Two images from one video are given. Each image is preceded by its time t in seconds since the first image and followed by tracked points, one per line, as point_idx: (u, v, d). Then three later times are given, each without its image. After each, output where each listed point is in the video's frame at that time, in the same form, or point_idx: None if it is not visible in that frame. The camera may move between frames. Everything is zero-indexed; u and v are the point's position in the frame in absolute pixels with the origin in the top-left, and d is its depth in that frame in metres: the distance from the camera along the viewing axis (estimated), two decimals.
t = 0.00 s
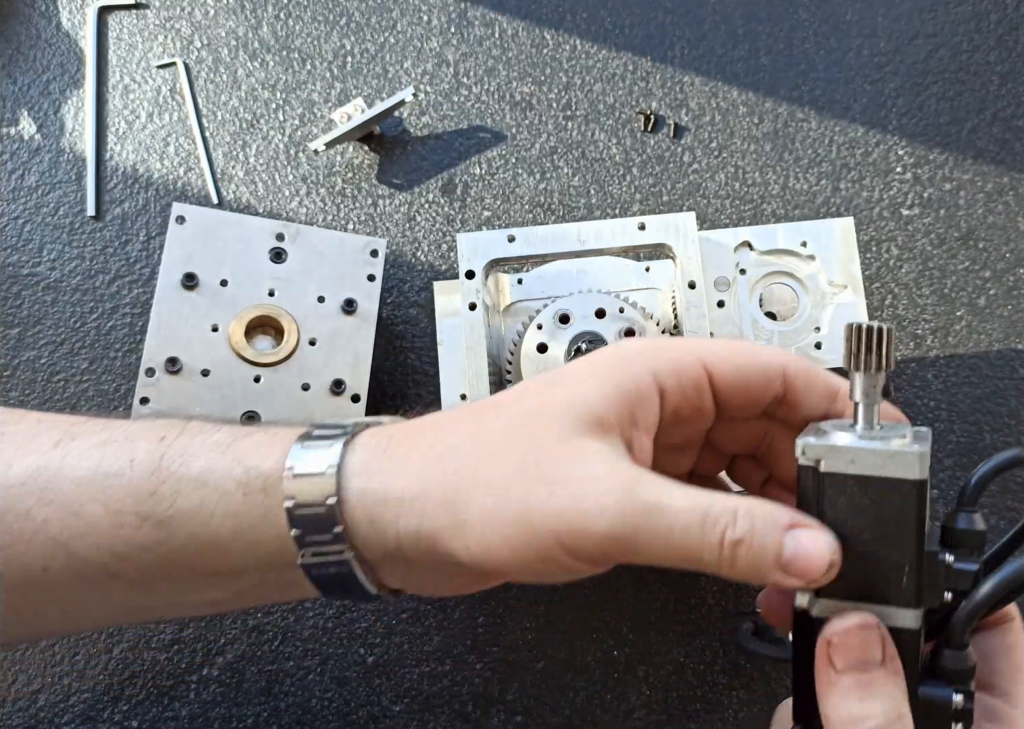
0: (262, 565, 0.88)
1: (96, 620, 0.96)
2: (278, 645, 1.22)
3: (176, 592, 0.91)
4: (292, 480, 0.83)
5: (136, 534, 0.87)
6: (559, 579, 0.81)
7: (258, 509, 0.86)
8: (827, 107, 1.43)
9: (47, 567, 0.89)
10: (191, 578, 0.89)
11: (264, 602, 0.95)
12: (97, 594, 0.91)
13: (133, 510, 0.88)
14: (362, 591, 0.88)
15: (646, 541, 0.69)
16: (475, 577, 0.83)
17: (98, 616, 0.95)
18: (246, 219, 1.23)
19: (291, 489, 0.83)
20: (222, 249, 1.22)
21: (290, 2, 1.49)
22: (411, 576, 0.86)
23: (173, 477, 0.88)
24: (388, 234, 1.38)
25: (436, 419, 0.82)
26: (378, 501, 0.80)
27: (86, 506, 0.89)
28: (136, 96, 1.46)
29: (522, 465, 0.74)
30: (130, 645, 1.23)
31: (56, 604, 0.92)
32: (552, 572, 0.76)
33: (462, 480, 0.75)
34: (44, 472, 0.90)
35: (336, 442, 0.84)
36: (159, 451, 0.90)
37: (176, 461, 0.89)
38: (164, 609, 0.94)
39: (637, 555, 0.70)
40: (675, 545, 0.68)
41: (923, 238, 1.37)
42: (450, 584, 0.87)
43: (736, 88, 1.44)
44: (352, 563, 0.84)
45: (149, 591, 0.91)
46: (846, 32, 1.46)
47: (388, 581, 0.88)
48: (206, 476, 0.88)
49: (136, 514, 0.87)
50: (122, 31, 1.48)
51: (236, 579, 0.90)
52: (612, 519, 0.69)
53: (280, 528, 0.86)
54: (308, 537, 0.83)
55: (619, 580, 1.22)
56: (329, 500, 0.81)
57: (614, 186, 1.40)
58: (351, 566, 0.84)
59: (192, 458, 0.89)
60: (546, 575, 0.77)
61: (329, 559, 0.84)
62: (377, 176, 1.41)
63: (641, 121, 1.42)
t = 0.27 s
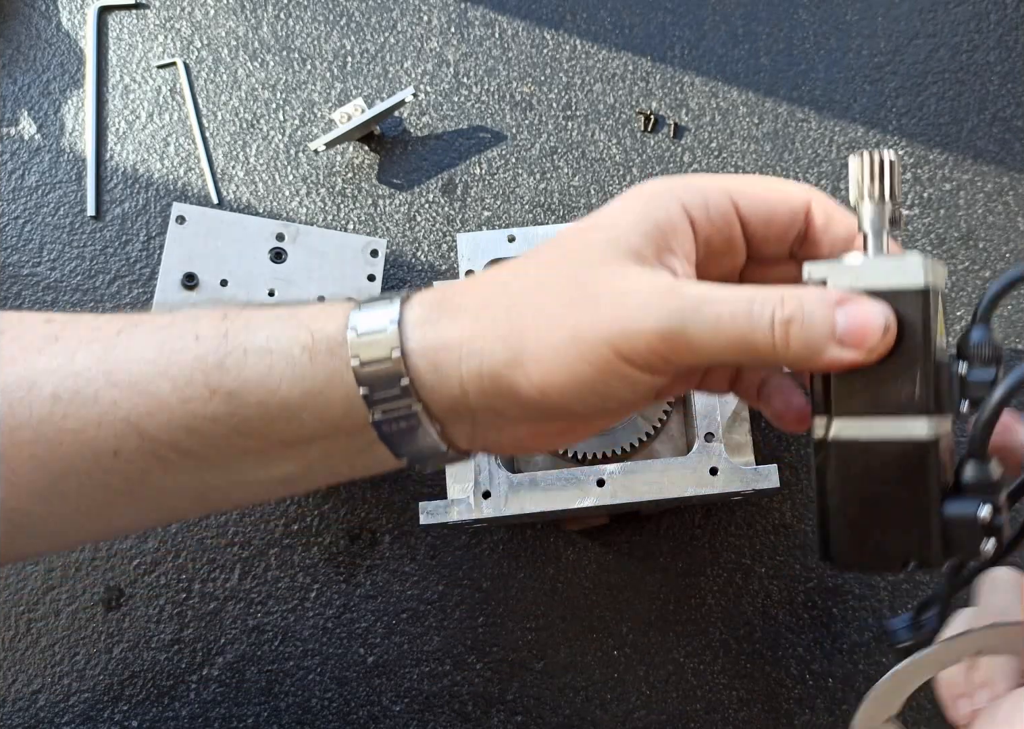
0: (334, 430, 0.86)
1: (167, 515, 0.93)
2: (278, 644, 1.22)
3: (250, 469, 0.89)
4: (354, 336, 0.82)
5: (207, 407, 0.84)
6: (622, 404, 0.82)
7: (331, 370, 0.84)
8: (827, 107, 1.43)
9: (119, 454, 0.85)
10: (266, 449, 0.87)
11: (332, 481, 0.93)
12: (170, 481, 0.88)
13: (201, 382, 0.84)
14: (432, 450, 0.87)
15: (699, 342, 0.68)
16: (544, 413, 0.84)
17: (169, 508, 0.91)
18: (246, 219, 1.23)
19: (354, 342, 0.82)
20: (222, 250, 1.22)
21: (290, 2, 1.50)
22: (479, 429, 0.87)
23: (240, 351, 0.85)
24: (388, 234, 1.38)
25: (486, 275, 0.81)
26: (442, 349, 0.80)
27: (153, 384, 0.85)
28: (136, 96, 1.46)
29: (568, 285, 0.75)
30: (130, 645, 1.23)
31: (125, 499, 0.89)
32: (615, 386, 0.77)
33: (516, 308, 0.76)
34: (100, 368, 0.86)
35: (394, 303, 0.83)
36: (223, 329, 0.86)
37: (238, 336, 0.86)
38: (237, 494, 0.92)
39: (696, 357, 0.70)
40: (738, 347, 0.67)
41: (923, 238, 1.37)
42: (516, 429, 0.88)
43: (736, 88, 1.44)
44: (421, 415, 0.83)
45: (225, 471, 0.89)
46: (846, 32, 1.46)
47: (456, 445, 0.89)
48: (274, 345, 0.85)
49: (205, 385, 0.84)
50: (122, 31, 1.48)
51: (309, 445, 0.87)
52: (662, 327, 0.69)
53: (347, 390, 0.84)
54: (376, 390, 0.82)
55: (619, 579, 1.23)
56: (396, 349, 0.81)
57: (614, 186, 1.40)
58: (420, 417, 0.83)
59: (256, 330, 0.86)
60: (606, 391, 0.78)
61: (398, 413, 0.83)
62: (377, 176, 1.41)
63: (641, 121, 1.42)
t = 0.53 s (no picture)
0: (331, 237, 0.80)
1: (168, 371, 0.86)
2: (278, 644, 1.22)
3: (252, 291, 0.82)
4: (317, 121, 0.75)
5: (193, 225, 0.78)
6: (598, 154, 0.80)
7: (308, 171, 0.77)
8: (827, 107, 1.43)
9: (109, 289, 0.79)
10: (263, 269, 0.81)
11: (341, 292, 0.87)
12: (168, 320, 0.81)
13: (184, 206, 0.79)
14: (426, 250, 0.82)
15: (671, 44, 0.68)
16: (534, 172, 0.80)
17: (170, 359, 0.84)
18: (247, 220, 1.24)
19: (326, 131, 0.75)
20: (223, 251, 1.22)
21: (290, 2, 1.50)
22: (474, 213, 0.83)
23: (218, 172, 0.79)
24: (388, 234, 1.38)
25: (438, 44, 0.77)
26: (410, 109, 0.75)
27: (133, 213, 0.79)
28: (136, 96, 1.46)
29: (528, 29, 0.72)
30: (131, 644, 1.23)
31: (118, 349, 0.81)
32: (603, 115, 0.74)
33: (479, 64, 0.73)
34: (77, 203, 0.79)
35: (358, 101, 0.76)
36: (193, 154, 0.80)
37: (213, 148, 0.80)
38: (244, 324, 0.85)
39: (662, 72, 0.70)
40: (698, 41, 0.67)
41: (923, 238, 1.37)
42: (513, 206, 0.84)
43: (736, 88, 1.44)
44: (405, 199, 0.77)
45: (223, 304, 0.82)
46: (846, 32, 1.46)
47: (455, 232, 0.84)
48: (255, 159, 0.78)
49: (183, 198, 0.78)
50: (122, 31, 1.48)
51: (311, 253, 0.81)
52: (629, 33, 0.69)
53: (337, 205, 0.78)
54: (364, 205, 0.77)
55: (619, 579, 1.23)
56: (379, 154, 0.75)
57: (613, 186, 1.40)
58: (406, 206, 0.78)
59: (231, 144, 0.79)
60: (594, 127, 0.75)
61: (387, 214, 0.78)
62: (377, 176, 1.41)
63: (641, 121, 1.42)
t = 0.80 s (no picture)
0: (289, 126, 0.77)
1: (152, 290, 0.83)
2: (278, 644, 1.22)
3: (221, 193, 0.79)
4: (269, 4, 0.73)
5: (151, 126, 0.76)
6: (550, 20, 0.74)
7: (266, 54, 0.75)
8: (827, 107, 1.43)
9: (78, 201, 0.76)
10: (227, 163, 0.78)
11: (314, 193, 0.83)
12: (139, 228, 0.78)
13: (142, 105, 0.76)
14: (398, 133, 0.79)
15: None
16: (485, 46, 0.76)
17: (149, 276, 0.81)
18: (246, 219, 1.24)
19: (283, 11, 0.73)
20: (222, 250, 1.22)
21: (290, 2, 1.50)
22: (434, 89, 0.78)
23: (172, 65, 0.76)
24: (388, 234, 1.38)
25: None
26: None
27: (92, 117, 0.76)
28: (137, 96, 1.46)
29: None
30: (131, 645, 1.23)
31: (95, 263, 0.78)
32: None
33: None
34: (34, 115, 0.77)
35: None
36: (146, 52, 0.77)
37: (165, 46, 0.77)
38: (221, 233, 0.82)
39: None
40: None
41: (922, 238, 1.37)
42: (470, 79, 0.79)
43: (736, 88, 1.44)
44: (362, 71, 0.74)
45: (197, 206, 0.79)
46: (846, 32, 1.46)
47: (417, 110, 0.79)
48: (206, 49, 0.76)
49: (141, 99, 0.76)
50: (122, 31, 1.48)
51: (276, 142, 0.78)
52: None
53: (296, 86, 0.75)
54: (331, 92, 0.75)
55: (619, 579, 1.23)
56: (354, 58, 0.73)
57: (613, 186, 1.40)
58: (365, 79, 0.74)
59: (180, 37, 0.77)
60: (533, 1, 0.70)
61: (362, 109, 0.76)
62: (377, 176, 1.41)
63: (641, 121, 1.42)
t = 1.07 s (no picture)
0: (225, 123, 0.83)
1: (100, 288, 0.88)
2: (278, 644, 1.22)
3: (165, 190, 0.85)
4: (195, 4, 0.79)
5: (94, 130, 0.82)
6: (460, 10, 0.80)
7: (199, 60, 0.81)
8: (827, 107, 1.43)
9: (22, 204, 0.81)
10: (167, 162, 0.84)
11: (252, 186, 0.90)
12: (84, 227, 0.83)
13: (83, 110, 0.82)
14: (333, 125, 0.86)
15: None
16: (402, 41, 0.82)
17: (94, 274, 0.86)
18: (246, 219, 1.24)
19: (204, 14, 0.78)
20: (222, 250, 1.22)
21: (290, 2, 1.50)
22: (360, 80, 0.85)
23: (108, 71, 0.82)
24: (388, 234, 1.38)
25: None
26: None
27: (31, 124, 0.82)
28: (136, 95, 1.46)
29: None
30: (131, 644, 1.23)
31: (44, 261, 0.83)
32: None
33: None
34: None
35: None
36: (83, 60, 0.83)
37: (102, 54, 0.83)
38: (165, 228, 0.87)
39: None
40: None
41: (923, 238, 1.37)
42: (396, 69, 0.86)
43: (736, 88, 1.44)
44: (290, 67, 0.79)
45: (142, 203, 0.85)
46: (847, 32, 1.46)
47: (344, 100, 0.86)
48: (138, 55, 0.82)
49: (77, 102, 0.82)
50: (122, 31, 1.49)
51: (213, 139, 0.84)
52: None
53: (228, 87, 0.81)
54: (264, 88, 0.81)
55: (619, 579, 1.23)
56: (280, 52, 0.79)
57: (614, 186, 1.40)
58: (293, 73, 0.80)
59: (112, 44, 0.83)
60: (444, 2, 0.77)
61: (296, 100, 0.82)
62: (377, 176, 1.41)
63: (642, 121, 1.42)
